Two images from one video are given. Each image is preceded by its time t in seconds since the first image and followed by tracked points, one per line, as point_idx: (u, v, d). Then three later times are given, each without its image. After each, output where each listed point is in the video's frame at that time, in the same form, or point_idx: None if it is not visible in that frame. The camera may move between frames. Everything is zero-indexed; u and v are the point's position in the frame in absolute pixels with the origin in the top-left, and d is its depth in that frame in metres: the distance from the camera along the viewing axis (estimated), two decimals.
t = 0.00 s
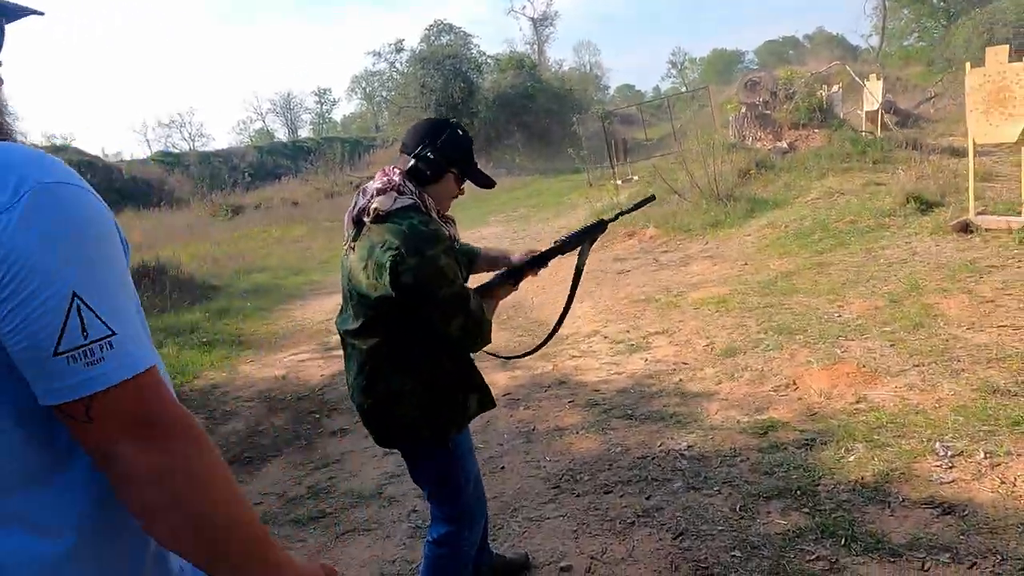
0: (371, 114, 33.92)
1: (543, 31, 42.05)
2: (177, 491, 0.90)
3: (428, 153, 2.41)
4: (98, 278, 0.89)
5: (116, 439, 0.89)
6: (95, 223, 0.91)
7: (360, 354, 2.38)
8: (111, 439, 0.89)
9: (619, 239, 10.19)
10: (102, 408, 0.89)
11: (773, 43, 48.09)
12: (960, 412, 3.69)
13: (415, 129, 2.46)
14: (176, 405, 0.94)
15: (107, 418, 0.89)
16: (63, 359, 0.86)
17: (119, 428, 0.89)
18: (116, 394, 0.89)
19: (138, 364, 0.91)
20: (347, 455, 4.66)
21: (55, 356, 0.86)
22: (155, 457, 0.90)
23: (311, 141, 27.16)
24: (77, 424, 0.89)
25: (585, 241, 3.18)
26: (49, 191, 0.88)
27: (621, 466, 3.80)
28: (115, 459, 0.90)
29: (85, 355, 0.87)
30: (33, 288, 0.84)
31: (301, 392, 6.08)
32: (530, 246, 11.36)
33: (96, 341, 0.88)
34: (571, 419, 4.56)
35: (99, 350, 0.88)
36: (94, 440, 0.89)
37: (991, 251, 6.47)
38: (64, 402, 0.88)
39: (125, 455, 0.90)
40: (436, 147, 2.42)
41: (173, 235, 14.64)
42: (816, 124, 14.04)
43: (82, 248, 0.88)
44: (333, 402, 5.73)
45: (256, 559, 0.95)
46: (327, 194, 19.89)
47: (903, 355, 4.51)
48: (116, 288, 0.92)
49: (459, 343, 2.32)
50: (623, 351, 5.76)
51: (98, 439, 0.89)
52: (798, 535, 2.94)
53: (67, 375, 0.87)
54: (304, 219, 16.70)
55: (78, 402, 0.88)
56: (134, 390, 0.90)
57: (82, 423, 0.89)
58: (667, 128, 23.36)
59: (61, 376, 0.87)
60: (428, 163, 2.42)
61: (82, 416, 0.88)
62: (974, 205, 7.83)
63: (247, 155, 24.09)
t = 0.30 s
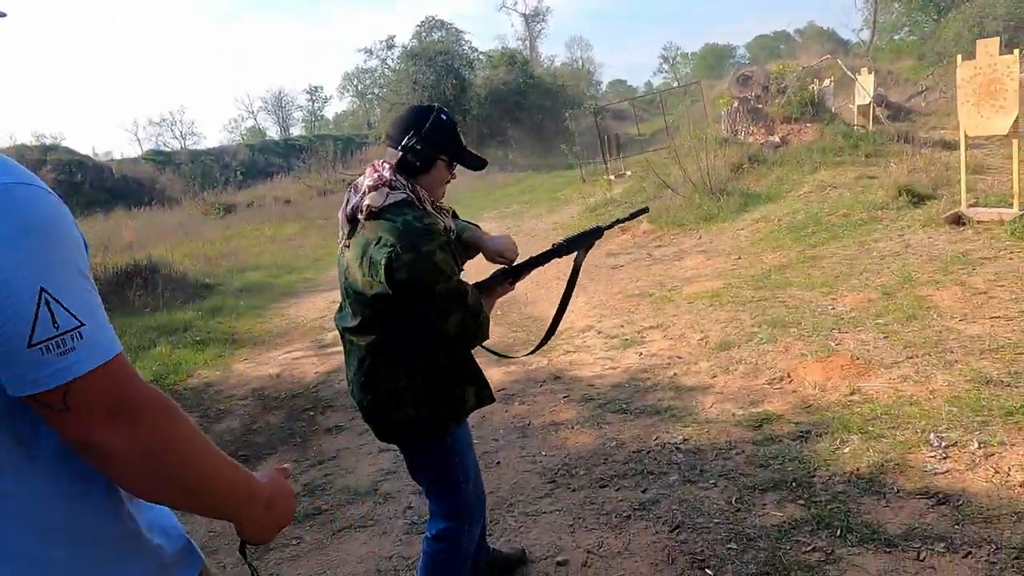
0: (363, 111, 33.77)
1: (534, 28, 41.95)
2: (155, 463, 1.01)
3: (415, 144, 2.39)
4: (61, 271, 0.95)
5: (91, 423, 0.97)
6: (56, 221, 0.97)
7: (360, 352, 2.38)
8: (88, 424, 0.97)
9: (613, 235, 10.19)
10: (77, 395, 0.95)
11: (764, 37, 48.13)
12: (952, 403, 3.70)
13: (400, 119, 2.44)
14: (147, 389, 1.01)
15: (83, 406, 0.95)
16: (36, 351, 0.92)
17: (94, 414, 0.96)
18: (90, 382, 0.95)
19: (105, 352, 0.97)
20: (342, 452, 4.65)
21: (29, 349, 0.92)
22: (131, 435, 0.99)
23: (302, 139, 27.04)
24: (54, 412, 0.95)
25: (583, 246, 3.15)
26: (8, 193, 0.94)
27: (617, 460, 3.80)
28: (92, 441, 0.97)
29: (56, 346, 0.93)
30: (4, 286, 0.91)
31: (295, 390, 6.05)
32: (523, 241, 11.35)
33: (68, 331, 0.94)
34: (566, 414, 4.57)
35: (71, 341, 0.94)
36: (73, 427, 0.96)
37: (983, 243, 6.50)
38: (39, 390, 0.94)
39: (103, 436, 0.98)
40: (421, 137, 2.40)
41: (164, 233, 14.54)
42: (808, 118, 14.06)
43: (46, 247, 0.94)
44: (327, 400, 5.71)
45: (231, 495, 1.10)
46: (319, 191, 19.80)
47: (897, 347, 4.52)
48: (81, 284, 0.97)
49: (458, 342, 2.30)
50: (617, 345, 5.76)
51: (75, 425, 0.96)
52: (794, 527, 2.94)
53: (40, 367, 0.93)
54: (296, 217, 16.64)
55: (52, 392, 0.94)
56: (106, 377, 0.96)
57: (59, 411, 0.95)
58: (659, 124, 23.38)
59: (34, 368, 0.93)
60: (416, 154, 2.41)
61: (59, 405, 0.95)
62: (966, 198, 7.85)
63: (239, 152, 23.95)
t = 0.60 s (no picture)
0: (356, 111, 33.66)
1: (526, 27, 41.90)
2: (139, 450, 1.03)
3: (411, 140, 2.38)
4: (55, 257, 1.00)
5: (84, 405, 1.00)
6: (49, 211, 1.02)
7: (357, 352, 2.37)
8: (80, 406, 1.00)
9: (606, 233, 10.19)
10: (70, 377, 0.99)
11: (757, 34, 48.21)
12: (943, 397, 3.71)
13: (394, 113, 2.41)
14: (135, 374, 1.06)
15: (77, 386, 0.99)
16: (32, 330, 0.96)
17: (85, 395, 1.00)
18: (85, 364, 1.00)
19: (97, 336, 1.02)
20: (335, 452, 4.64)
21: (25, 328, 0.95)
22: (121, 418, 1.02)
23: (295, 138, 26.95)
24: (47, 393, 0.99)
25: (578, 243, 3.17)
26: (6, 181, 0.99)
27: (610, 457, 3.80)
28: (82, 424, 1.01)
29: (53, 327, 0.97)
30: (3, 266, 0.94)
31: (288, 390, 6.03)
32: (516, 240, 11.33)
33: (64, 314, 0.98)
34: (559, 411, 4.57)
35: (67, 323, 0.98)
36: (62, 407, 0.99)
37: (975, 238, 6.52)
38: (35, 371, 0.97)
39: (95, 420, 1.01)
40: (417, 133, 2.39)
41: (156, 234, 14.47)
42: (800, 115, 14.09)
43: (42, 233, 0.99)
44: (320, 399, 5.69)
45: (206, 515, 1.08)
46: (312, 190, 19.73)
47: (889, 341, 4.53)
48: (72, 270, 1.02)
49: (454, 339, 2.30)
50: (611, 342, 5.76)
51: (68, 407, 1.00)
52: (786, 521, 2.95)
53: (36, 347, 0.96)
54: (289, 216, 16.59)
55: (47, 372, 0.98)
56: (99, 360, 1.01)
57: (52, 391, 0.99)
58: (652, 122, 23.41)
59: (28, 347, 0.96)
60: (412, 151, 2.40)
61: (49, 384, 0.98)
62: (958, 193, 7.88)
63: (231, 152, 23.85)
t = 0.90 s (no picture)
0: (353, 111, 33.60)
1: (525, 28, 41.89)
2: (125, 446, 1.03)
3: (409, 141, 2.37)
4: (40, 255, 0.99)
5: (67, 404, 1.00)
6: (36, 210, 1.01)
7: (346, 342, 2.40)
8: (62, 405, 1.00)
9: (602, 235, 10.18)
10: (53, 375, 0.98)
11: (754, 37, 48.25)
12: (937, 400, 3.71)
13: (390, 116, 2.40)
14: (120, 374, 1.05)
15: (61, 385, 0.99)
16: (15, 328, 0.95)
17: (67, 394, 1.00)
18: (69, 364, 0.99)
19: (82, 336, 1.01)
20: (329, 453, 4.62)
21: (8, 326, 0.94)
22: (104, 417, 1.02)
23: (292, 138, 26.91)
24: (32, 391, 0.98)
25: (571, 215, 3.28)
26: None
27: (604, 458, 3.79)
28: (66, 423, 1.00)
29: (37, 326, 0.96)
30: None
31: (283, 390, 6.02)
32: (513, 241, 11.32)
33: (48, 313, 0.97)
34: (554, 413, 4.56)
35: (51, 322, 0.97)
36: (44, 405, 0.99)
37: (970, 241, 6.53)
38: (18, 369, 0.97)
39: (78, 420, 1.01)
40: (415, 135, 2.38)
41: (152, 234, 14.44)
42: (797, 118, 14.12)
43: (28, 233, 0.98)
44: (316, 399, 5.68)
45: (195, 511, 1.09)
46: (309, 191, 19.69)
47: (884, 344, 4.53)
48: (58, 268, 1.02)
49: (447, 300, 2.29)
50: (606, 344, 5.76)
51: (51, 406, 0.99)
52: (779, 524, 2.95)
53: (19, 345, 0.96)
54: (286, 217, 16.57)
55: (30, 371, 0.97)
56: (83, 359, 1.00)
57: (34, 389, 0.98)
58: (650, 124, 23.42)
59: (10, 345, 0.95)
60: (412, 152, 2.39)
61: (32, 382, 0.98)
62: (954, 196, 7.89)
63: (228, 152, 23.81)
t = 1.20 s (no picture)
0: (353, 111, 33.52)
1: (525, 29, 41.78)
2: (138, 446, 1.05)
3: (423, 158, 2.45)
4: (56, 265, 1.01)
5: (82, 408, 1.02)
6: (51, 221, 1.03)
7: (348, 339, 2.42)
8: (77, 410, 1.02)
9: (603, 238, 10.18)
10: (71, 380, 1.01)
11: (754, 39, 48.18)
12: (938, 408, 3.72)
13: (401, 132, 2.43)
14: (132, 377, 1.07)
15: (79, 390, 1.01)
16: (36, 336, 0.97)
17: (82, 400, 1.02)
18: (84, 369, 1.02)
19: (96, 342, 1.04)
20: (329, 456, 4.62)
21: (29, 333, 0.97)
22: (119, 419, 1.04)
23: (292, 138, 26.86)
24: (49, 397, 1.00)
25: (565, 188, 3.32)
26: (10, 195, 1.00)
27: (604, 464, 3.80)
28: (81, 426, 1.02)
29: (56, 333, 0.99)
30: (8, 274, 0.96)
31: (283, 393, 6.01)
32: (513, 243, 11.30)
33: (65, 320, 1.00)
34: (554, 417, 4.56)
35: (68, 329, 1.00)
36: (60, 412, 1.01)
37: (970, 247, 6.53)
38: (37, 376, 0.99)
39: (93, 422, 1.03)
40: (429, 150, 2.45)
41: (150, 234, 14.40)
42: (797, 121, 14.13)
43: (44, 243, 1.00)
44: (315, 402, 5.67)
45: (204, 505, 1.12)
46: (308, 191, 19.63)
47: (884, 351, 4.53)
48: (73, 278, 1.04)
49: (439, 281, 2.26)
50: (607, 348, 5.76)
51: (66, 411, 1.01)
52: (780, 531, 2.95)
53: (40, 352, 0.98)
54: (285, 217, 16.55)
55: (49, 377, 0.99)
56: (98, 364, 1.03)
57: (52, 394, 1.00)
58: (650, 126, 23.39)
59: (31, 352, 0.98)
60: (425, 166, 2.46)
61: (51, 389, 1.00)
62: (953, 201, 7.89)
63: (227, 152, 23.75)
